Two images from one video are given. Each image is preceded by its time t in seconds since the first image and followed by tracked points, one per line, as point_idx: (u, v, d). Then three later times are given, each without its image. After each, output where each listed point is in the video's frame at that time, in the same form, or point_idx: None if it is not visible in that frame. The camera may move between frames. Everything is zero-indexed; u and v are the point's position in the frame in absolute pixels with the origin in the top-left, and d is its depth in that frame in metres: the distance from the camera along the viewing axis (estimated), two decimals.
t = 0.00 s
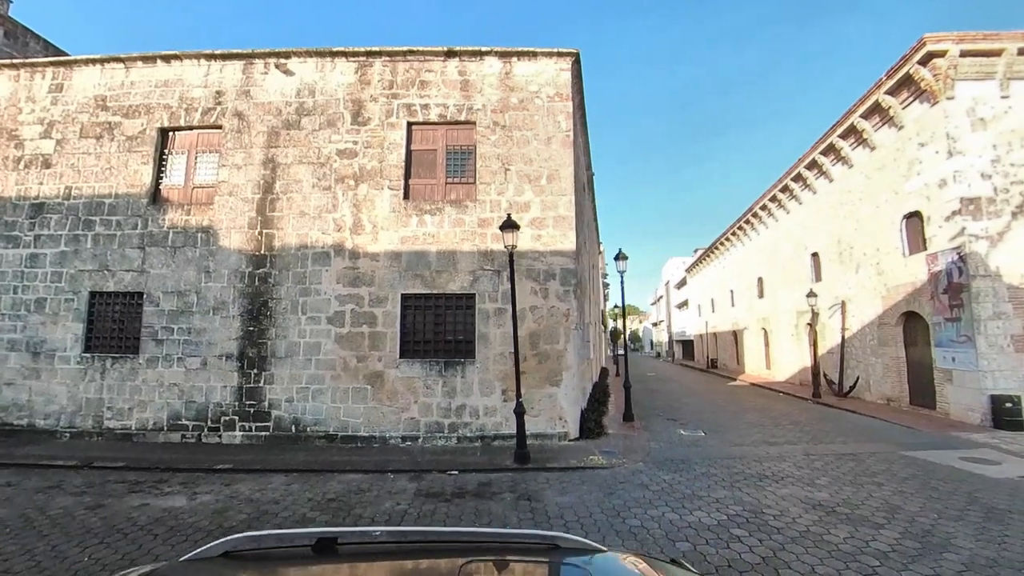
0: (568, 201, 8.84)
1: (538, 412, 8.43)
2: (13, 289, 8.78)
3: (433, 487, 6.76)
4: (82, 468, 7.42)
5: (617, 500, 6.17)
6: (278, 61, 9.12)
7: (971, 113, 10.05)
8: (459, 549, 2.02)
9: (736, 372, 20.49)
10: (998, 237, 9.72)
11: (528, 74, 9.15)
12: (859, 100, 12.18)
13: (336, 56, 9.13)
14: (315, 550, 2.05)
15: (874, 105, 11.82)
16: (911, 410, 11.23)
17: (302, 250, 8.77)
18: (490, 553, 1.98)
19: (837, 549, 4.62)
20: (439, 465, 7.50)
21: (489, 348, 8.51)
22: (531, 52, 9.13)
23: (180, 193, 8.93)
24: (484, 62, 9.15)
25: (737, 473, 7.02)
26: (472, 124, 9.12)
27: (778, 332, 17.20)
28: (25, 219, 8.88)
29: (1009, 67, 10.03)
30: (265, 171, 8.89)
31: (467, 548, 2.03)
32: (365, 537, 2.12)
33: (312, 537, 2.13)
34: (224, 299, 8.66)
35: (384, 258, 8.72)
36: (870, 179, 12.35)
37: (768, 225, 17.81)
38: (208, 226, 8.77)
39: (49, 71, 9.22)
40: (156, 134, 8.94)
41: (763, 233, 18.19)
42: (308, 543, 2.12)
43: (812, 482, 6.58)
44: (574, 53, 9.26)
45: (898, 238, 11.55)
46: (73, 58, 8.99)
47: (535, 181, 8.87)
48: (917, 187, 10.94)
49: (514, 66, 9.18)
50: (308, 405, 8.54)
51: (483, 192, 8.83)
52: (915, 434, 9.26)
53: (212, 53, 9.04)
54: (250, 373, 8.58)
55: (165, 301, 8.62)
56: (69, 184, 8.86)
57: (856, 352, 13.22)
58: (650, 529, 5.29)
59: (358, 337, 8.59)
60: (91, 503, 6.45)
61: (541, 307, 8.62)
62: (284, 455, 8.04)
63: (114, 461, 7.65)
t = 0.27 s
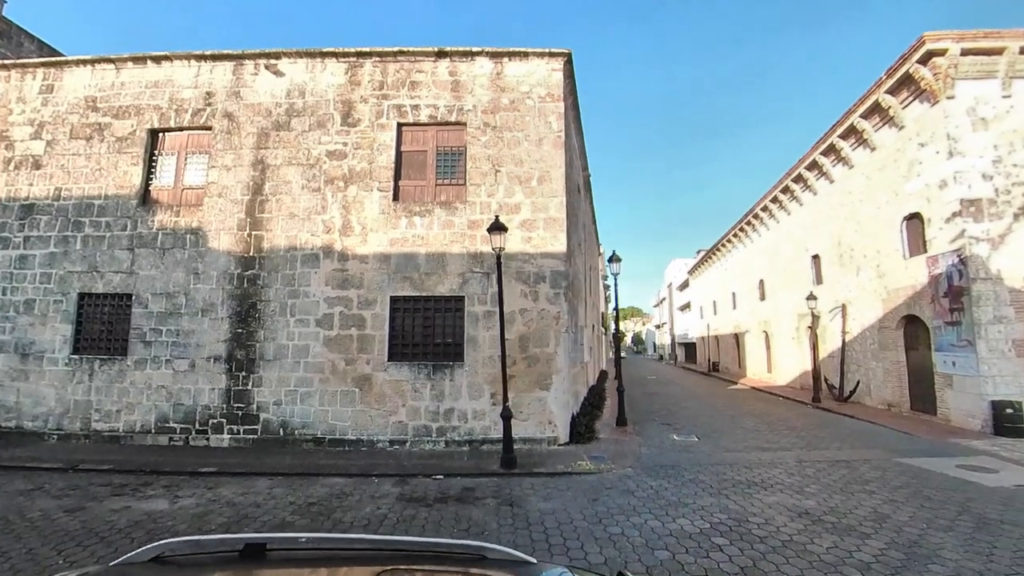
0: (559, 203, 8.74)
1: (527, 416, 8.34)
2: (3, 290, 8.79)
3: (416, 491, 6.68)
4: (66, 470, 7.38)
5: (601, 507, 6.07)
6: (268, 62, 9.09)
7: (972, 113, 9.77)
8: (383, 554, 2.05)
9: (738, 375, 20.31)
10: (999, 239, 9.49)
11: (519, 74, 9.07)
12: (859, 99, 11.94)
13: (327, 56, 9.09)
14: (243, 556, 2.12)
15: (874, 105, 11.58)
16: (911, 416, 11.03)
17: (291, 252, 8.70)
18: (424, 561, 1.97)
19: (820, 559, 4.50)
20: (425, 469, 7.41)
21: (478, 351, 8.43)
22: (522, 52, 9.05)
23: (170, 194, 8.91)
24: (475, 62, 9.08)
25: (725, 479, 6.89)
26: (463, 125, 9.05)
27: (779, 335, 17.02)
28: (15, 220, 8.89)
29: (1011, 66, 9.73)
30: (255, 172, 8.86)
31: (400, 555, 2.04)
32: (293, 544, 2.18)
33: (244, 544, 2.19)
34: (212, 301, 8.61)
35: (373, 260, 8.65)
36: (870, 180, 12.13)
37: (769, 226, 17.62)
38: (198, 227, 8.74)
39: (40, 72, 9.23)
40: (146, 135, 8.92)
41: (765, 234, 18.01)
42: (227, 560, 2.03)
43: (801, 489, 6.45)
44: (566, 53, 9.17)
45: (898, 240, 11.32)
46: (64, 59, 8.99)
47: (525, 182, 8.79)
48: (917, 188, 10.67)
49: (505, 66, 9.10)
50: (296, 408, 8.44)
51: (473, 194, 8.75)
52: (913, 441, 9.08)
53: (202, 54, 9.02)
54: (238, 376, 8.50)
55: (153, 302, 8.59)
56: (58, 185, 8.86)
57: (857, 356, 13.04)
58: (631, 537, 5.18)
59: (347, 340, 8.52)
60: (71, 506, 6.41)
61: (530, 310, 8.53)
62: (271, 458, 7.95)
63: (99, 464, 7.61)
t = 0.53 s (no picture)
0: (550, 202, 8.61)
1: (516, 418, 8.21)
2: None
3: (398, 494, 6.53)
4: (47, 471, 7.30)
5: (585, 511, 5.91)
6: (259, 60, 9.03)
7: (976, 110, 9.35)
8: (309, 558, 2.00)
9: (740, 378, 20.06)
10: (1003, 240, 9.06)
11: (511, 72, 8.95)
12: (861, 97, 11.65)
13: (317, 54, 9.02)
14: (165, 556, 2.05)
15: (876, 102, 11.27)
16: (914, 421, 10.73)
17: (279, 251, 8.60)
18: (356, 565, 1.93)
19: (805, 567, 4.32)
20: (410, 472, 7.26)
21: (467, 353, 8.31)
22: (514, 49, 8.94)
23: (158, 193, 8.84)
24: (466, 60, 8.97)
25: (716, 485, 6.72)
26: (454, 123, 8.94)
27: (782, 337, 16.77)
28: (4, 219, 8.86)
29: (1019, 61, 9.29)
30: (244, 171, 8.79)
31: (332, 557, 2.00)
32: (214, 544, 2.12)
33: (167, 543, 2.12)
34: (200, 300, 8.51)
35: (362, 259, 8.54)
36: (872, 179, 11.84)
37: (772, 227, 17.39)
38: (186, 226, 8.67)
39: (30, 70, 9.21)
40: (135, 133, 8.88)
41: (767, 235, 17.77)
42: (150, 560, 1.96)
43: (793, 496, 6.26)
44: (559, 50, 9.04)
45: (900, 241, 11.01)
46: (54, 57, 8.98)
47: (517, 181, 8.66)
48: (919, 187, 10.30)
49: (497, 64, 8.99)
50: (284, 409, 8.26)
51: (463, 193, 8.64)
52: (912, 446, 8.85)
53: (192, 52, 8.97)
54: (225, 376, 8.35)
55: (141, 301, 8.52)
56: (47, 184, 8.82)
57: (858, 359, 12.80)
58: (611, 542, 5.03)
59: (335, 341, 8.38)
60: (49, 506, 6.30)
61: (521, 311, 8.40)
62: (257, 459, 7.78)
63: (81, 465, 7.51)
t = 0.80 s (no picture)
0: (542, 201, 8.45)
1: (506, 422, 8.06)
2: None
3: (380, 499, 6.36)
4: (28, 473, 7.20)
5: (571, 517, 5.74)
6: (249, 58, 8.94)
7: (981, 107, 9.12)
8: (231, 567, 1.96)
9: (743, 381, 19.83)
10: (1009, 240, 8.80)
11: (503, 69, 8.80)
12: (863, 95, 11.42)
13: (307, 52, 8.92)
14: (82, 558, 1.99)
15: (879, 100, 11.04)
16: (917, 426, 10.44)
17: (268, 250, 8.47)
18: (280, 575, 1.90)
19: None
20: (396, 476, 7.11)
21: (457, 354, 8.17)
22: (507, 46, 8.79)
23: (147, 192, 8.76)
24: (458, 57, 8.84)
25: (708, 491, 6.54)
26: (445, 122, 8.81)
27: (784, 340, 16.54)
28: None
29: None
30: (232, 170, 8.69)
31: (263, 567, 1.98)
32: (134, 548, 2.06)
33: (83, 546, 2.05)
34: (188, 300, 8.41)
35: (351, 259, 8.40)
36: (875, 179, 11.61)
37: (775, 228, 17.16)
38: (174, 225, 8.57)
39: (20, 69, 9.18)
40: (124, 132, 8.82)
41: (770, 236, 17.55)
42: (60, 568, 1.85)
43: (786, 503, 6.07)
44: (552, 47, 8.89)
45: (903, 242, 10.78)
46: (43, 55, 8.94)
47: (509, 180, 8.51)
48: (922, 186, 10.06)
49: (489, 61, 8.84)
50: (271, 411, 8.11)
51: (454, 192, 8.50)
52: (914, 452, 8.61)
53: (181, 50, 8.89)
54: (213, 377, 8.23)
55: (128, 301, 8.44)
56: (35, 182, 8.77)
57: (861, 363, 12.56)
58: (594, 550, 4.87)
59: (324, 342, 8.22)
60: (26, 507, 6.18)
61: (512, 312, 8.25)
62: (242, 461, 7.61)
63: (64, 466, 7.41)
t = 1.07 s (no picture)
0: (534, 201, 8.34)
1: (497, 424, 7.93)
2: None
3: (365, 501, 6.25)
4: (13, 474, 7.12)
5: (556, 521, 5.62)
6: (239, 56, 8.88)
7: (984, 104, 8.92)
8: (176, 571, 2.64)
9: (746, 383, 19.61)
10: (1013, 239, 8.60)
11: (495, 67, 8.70)
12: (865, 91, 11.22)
13: (298, 50, 8.84)
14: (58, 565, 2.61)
15: (880, 97, 10.85)
16: (920, 430, 10.23)
17: (257, 250, 8.39)
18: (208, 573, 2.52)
19: None
20: (384, 478, 6.99)
21: (447, 355, 8.05)
22: (499, 43, 8.68)
23: (136, 191, 8.71)
24: (449, 54, 8.75)
25: (699, 496, 6.39)
26: (437, 120, 8.70)
27: (787, 341, 16.32)
28: None
29: None
30: (222, 168, 8.61)
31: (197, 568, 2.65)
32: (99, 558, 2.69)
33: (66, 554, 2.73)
34: (176, 300, 8.33)
35: (341, 259, 8.30)
36: (877, 177, 11.41)
37: (777, 227, 16.96)
38: (163, 224, 8.50)
39: (10, 67, 9.18)
40: (114, 130, 8.78)
41: (773, 235, 17.34)
42: None
43: (778, 509, 5.91)
44: (545, 44, 8.77)
45: (905, 241, 10.57)
46: (33, 54, 8.94)
47: (500, 179, 8.40)
48: (924, 185, 9.86)
49: (481, 59, 8.74)
50: (259, 413, 8.03)
51: (444, 191, 8.40)
52: (914, 456, 8.42)
53: (171, 48, 8.84)
54: (201, 378, 8.15)
55: (117, 301, 8.37)
56: (25, 182, 8.75)
57: (864, 365, 12.35)
58: (576, 554, 4.75)
59: (313, 342, 8.13)
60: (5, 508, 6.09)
61: (503, 312, 8.13)
62: (228, 463, 7.53)
63: (49, 467, 7.34)
